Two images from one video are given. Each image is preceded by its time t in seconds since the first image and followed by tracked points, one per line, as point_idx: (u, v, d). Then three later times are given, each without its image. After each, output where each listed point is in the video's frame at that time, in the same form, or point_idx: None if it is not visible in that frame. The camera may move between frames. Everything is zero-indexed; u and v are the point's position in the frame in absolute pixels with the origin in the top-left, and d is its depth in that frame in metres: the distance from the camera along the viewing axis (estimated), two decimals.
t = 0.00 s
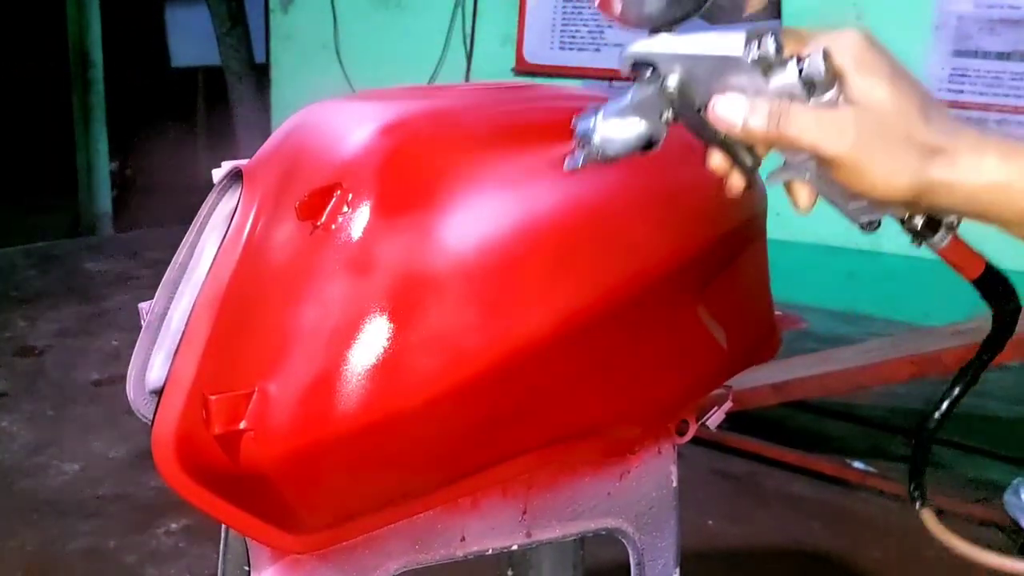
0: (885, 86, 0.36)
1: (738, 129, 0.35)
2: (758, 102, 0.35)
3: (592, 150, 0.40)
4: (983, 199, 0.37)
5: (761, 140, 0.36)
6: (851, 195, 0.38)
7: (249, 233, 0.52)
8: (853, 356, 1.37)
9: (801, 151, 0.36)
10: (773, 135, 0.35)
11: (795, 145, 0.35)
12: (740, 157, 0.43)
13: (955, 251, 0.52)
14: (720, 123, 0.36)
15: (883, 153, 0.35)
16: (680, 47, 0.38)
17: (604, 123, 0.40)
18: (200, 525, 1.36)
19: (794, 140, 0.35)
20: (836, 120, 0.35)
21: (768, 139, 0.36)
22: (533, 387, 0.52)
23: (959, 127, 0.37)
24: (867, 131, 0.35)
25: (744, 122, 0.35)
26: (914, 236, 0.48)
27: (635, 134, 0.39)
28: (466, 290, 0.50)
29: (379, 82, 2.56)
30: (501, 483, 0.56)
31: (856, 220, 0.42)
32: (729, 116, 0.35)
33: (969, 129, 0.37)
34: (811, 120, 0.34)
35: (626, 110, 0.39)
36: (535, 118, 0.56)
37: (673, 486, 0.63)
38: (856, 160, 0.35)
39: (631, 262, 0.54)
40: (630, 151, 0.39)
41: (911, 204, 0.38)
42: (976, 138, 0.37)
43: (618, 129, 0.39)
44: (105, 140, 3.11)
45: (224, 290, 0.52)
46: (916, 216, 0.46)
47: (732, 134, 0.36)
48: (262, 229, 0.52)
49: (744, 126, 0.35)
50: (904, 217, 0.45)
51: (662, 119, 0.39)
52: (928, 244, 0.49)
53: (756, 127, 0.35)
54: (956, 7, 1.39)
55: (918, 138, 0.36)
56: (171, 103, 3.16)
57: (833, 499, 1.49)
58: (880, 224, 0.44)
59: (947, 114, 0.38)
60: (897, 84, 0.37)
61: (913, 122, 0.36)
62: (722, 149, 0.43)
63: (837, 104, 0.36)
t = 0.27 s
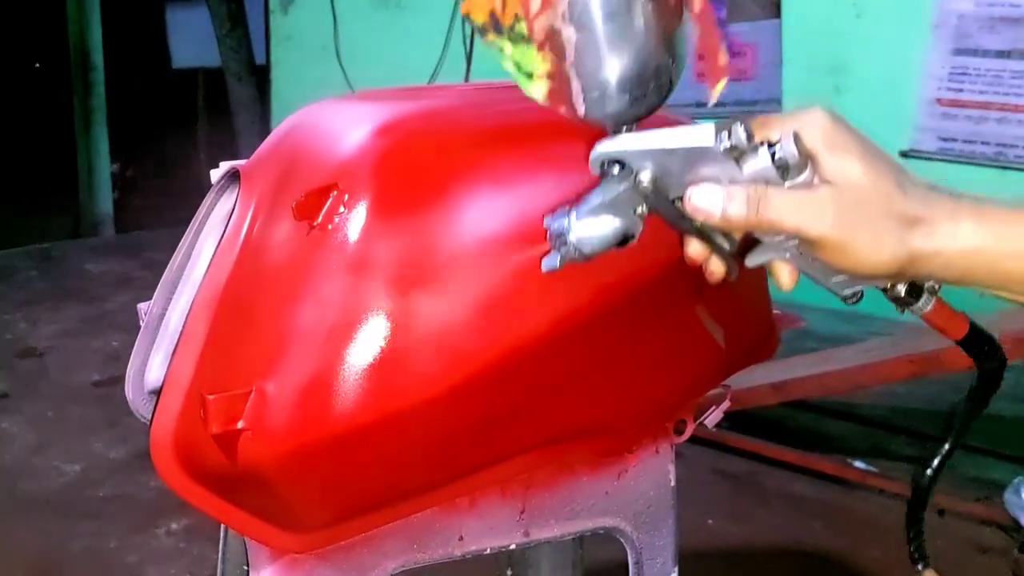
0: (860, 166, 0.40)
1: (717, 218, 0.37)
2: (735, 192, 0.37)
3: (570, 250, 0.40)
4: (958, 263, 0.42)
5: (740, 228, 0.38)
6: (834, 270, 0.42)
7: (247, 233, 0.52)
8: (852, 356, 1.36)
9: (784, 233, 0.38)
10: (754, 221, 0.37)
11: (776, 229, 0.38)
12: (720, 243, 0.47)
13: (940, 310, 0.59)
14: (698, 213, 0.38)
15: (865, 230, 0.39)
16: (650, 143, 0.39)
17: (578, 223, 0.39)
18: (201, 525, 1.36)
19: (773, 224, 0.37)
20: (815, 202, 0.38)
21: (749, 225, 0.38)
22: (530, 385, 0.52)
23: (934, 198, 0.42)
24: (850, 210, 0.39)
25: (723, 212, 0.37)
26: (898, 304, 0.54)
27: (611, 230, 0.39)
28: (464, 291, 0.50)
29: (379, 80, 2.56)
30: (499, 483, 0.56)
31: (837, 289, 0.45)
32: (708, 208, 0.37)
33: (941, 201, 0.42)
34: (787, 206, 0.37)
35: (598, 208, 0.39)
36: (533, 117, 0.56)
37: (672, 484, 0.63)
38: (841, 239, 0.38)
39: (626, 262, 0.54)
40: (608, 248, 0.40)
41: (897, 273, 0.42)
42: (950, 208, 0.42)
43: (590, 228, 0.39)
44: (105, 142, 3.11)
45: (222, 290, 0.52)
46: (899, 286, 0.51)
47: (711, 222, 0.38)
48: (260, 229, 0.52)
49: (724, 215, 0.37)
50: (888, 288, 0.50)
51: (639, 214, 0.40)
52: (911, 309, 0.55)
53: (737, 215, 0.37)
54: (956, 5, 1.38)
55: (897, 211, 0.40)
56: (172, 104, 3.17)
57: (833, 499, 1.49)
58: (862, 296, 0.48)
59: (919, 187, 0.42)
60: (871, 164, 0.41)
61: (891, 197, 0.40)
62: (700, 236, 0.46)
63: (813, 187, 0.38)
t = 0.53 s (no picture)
0: (845, 208, 0.42)
1: (710, 274, 0.37)
2: (725, 246, 0.37)
3: (562, 324, 0.42)
4: (959, 293, 0.41)
5: (735, 281, 0.38)
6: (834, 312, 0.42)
7: (249, 233, 0.52)
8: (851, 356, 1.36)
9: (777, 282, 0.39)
10: (746, 273, 0.37)
11: (770, 278, 0.38)
12: (710, 301, 0.46)
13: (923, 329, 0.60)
14: (690, 271, 0.38)
15: (859, 269, 0.39)
16: (632, 209, 0.40)
17: (568, 296, 0.42)
18: (202, 526, 1.36)
19: (767, 273, 0.37)
20: (805, 245, 0.38)
21: (742, 277, 0.38)
22: (532, 384, 0.52)
23: (925, 232, 0.42)
24: (842, 251, 0.39)
25: (716, 266, 0.37)
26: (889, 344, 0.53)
27: (601, 300, 0.41)
28: (465, 291, 0.50)
29: (379, 80, 2.56)
30: (501, 482, 0.56)
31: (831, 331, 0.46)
32: (699, 264, 0.37)
33: (931, 233, 0.42)
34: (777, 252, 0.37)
35: (586, 279, 0.41)
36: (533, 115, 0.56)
37: (673, 483, 0.63)
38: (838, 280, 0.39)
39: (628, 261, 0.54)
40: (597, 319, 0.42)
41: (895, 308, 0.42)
42: (942, 239, 0.42)
43: (580, 300, 0.42)
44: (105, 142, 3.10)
45: (225, 290, 0.52)
46: (894, 326, 0.51)
47: (706, 280, 0.38)
48: (261, 229, 0.52)
49: (717, 269, 0.37)
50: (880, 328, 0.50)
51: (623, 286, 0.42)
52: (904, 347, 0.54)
53: (729, 269, 0.37)
54: (954, 5, 1.38)
55: (887, 247, 0.41)
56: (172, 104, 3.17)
57: (833, 498, 1.49)
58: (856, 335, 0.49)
59: (909, 224, 0.43)
60: (855, 207, 0.42)
61: (878, 234, 0.41)
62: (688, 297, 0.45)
63: (798, 233, 0.39)
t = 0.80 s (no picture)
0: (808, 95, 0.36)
1: (667, 134, 0.34)
2: (688, 108, 0.34)
3: (532, 164, 0.37)
4: (912, 202, 0.36)
5: (691, 145, 0.34)
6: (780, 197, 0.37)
7: (251, 233, 0.52)
8: (853, 356, 1.36)
9: (727, 156, 0.35)
10: (699, 138, 0.34)
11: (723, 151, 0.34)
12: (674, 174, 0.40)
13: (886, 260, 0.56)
14: (649, 129, 0.35)
15: (807, 154, 0.34)
16: (612, 54, 0.37)
17: (543, 132, 0.37)
18: (203, 527, 1.36)
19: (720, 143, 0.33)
20: (762, 122, 0.34)
21: (695, 145, 0.34)
22: (534, 384, 0.52)
23: (882, 133, 0.37)
24: (792, 134, 0.34)
25: (673, 127, 0.34)
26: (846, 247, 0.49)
27: (575, 143, 0.36)
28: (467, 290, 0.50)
29: (380, 80, 2.57)
30: (503, 483, 0.56)
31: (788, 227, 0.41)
32: (660, 122, 0.34)
33: (889, 133, 0.36)
34: (736, 124, 0.33)
35: (565, 119, 0.37)
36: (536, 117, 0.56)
37: (675, 483, 0.63)
38: (783, 162, 0.34)
39: (629, 261, 0.54)
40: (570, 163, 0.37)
41: (837, 207, 0.36)
42: (901, 141, 0.36)
43: (558, 138, 0.37)
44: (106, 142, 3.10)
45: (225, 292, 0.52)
46: (849, 228, 0.46)
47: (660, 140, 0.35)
48: (263, 230, 0.52)
49: (674, 130, 0.34)
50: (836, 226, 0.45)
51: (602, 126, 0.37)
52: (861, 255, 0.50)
53: (685, 130, 0.34)
54: (956, 4, 1.38)
55: (837, 139, 0.35)
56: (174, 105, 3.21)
57: (835, 497, 1.49)
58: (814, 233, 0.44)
59: (869, 123, 0.37)
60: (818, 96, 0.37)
61: (834, 126, 0.36)
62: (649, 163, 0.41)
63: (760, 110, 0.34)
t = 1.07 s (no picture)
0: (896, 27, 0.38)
1: (750, 50, 0.38)
2: (772, 26, 0.38)
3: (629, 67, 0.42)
4: (974, 148, 0.39)
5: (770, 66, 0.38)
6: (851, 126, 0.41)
7: (252, 233, 0.52)
8: (855, 355, 1.37)
9: (805, 80, 0.39)
10: (780, 59, 0.38)
11: (799, 74, 0.38)
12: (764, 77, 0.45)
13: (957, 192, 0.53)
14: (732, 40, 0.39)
15: (881, 92, 0.38)
16: None
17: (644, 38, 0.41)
18: (205, 526, 1.36)
19: (798, 67, 0.38)
20: (841, 53, 0.37)
21: (776, 64, 0.38)
22: (535, 384, 0.52)
23: (962, 72, 0.39)
24: (867, 67, 0.38)
25: (757, 43, 0.38)
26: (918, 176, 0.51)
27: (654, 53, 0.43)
28: (468, 290, 0.50)
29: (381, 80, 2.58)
30: (504, 483, 0.56)
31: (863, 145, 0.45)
32: (742, 36, 0.38)
33: (968, 74, 0.39)
34: (815, 52, 0.37)
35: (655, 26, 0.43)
36: (537, 117, 0.56)
37: (676, 484, 0.63)
38: (854, 96, 0.38)
39: (630, 261, 0.54)
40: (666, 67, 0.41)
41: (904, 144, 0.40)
42: (978, 86, 0.39)
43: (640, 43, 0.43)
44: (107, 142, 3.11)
45: (227, 292, 0.52)
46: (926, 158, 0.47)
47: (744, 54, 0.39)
48: (264, 230, 0.52)
49: (756, 47, 0.38)
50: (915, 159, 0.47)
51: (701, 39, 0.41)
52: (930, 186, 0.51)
53: (766, 49, 0.38)
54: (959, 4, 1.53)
55: (916, 80, 0.38)
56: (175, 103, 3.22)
57: (837, 497, 1.48)
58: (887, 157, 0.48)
59: (956, 63, 0.39)
60: (909, 26, 0.38)
61: (914, 66, 0.38)
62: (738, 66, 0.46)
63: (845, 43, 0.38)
